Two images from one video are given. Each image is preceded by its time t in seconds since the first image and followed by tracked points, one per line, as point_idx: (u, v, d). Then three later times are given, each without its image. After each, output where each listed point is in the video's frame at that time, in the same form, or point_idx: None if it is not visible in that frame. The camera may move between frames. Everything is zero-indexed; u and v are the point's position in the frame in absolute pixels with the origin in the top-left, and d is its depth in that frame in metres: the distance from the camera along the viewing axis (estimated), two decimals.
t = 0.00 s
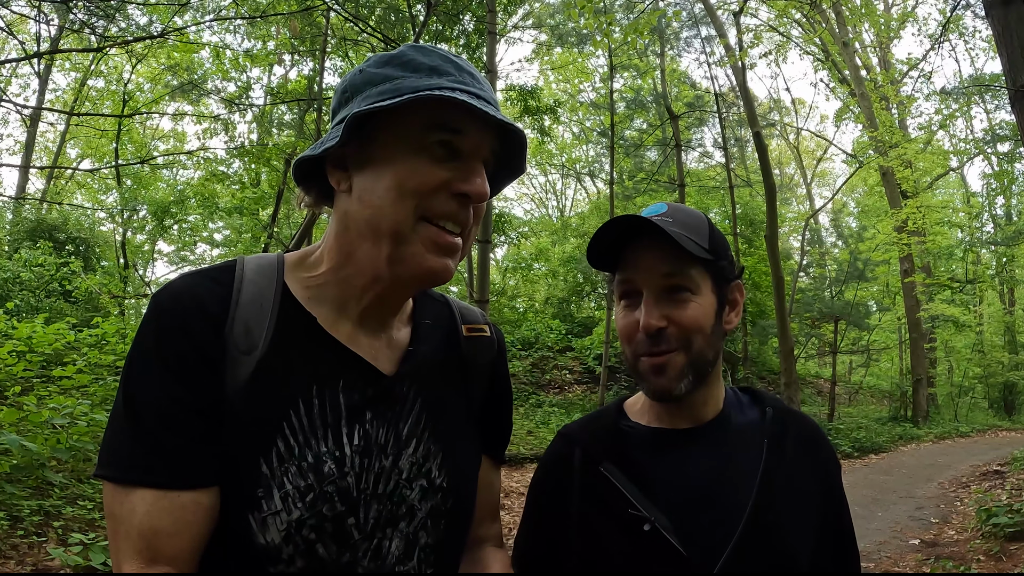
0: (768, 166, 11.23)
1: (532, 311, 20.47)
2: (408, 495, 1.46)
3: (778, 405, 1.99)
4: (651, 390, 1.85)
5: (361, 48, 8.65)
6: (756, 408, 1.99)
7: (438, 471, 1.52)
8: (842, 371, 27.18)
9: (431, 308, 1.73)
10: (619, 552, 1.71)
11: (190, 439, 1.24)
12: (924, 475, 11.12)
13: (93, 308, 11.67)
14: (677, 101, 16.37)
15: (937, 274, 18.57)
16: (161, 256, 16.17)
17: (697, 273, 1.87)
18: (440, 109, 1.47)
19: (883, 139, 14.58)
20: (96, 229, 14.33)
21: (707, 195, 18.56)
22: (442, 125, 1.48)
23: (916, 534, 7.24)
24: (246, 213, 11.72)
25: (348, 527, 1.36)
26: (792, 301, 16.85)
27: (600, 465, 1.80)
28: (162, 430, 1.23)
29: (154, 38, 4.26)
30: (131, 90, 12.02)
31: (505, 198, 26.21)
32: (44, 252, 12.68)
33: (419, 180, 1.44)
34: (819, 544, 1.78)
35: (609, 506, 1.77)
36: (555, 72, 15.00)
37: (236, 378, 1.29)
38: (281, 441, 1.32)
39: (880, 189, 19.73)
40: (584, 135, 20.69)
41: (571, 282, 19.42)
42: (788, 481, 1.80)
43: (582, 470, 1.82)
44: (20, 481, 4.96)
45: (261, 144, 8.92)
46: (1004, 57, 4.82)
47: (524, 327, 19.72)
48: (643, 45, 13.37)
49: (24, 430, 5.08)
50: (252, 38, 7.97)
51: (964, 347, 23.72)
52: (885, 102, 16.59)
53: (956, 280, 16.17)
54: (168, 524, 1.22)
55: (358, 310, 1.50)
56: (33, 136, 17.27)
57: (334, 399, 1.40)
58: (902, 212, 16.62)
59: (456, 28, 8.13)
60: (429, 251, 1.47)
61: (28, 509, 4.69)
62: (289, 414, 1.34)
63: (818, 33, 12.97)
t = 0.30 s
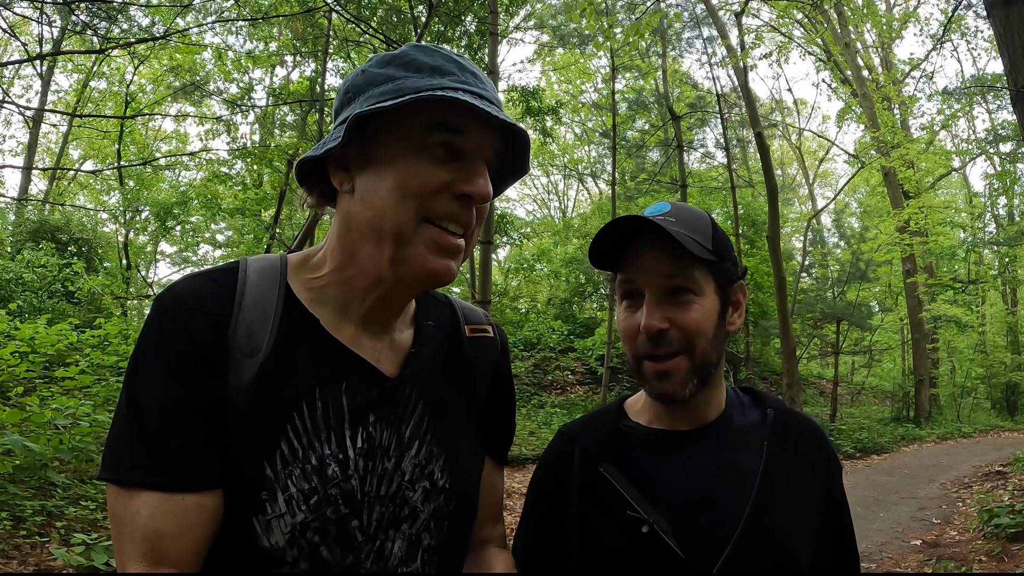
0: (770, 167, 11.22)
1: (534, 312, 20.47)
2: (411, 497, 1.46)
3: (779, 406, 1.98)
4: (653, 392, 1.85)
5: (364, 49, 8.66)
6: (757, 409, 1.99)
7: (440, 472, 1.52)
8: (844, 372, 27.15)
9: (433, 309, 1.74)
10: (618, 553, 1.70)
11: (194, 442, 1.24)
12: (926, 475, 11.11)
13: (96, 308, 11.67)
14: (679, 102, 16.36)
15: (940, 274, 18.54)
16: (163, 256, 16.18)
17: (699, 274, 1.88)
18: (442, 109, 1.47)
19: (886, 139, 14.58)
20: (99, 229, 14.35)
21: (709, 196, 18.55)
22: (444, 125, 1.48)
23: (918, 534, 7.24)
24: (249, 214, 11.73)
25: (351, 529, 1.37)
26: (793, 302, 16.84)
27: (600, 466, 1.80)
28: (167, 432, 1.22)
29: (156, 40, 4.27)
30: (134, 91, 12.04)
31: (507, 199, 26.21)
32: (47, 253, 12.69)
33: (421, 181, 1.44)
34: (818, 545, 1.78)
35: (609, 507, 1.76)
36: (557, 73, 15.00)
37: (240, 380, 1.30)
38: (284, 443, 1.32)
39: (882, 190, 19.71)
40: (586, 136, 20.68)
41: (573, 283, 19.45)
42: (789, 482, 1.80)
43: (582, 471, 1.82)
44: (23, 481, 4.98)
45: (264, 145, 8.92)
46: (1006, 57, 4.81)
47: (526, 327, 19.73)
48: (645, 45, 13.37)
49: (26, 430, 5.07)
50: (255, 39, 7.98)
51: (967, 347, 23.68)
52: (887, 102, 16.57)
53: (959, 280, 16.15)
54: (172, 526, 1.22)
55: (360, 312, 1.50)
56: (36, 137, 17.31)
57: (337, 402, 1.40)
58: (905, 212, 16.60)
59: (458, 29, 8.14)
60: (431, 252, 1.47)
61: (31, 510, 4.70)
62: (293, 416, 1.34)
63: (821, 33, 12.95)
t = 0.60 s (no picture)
0: (772, 167, 11.19)
1: (536, 312, 20.48)
2: (409, 494, 1.46)
3: (775, 405, 1.98)
4: (650, 391, 1.85)
5: (365, 50, 8.66)
6: (753, 408, 1.98)
7: (439, 469, 1.52)
8: (847, 372, 27.12)
9: (430, 307, 1.74)
10: (614, 551, 1.71)
11: (193, 439, 1.24)
12: (927, 475, 11.10)
13: (97, 309, 11.68)
14: (681, 102, 16.35)
15: (941, 274, 18.52)
16: (165, 257, 16.18)
17: (698, 274, 1.87)
18: (439, 108, 1.47)
19: (887, 139, 14.58)
20: (101, 230, 14.36)
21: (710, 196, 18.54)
22: (440, 124, 1.48)
23: (920, 535, 7.23)
24: (251, 215, 11.73)
25: (348, 526, 1.36)
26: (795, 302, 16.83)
27: (596, 465, 1.80)
28: (165, 430, 1.22)
29: (158, 41, 4.27)
30: (136, 92, 12.05)
31: (508, 199, 26.22)
32: (49, 254, 12.71)
33: (418, 180, 1.44)
34: (814, 543, 1.77)
35: (605, 505, 1.76)
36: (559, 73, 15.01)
37: (238, 377, 1.30)
38: (281, 440, 1.32)
39: (884, 190, 19.68)
40: (588, 137, 20.68)
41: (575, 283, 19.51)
42: (785, 479, 1.80)
43: (577, 469, 1.82)
44: (25, 481, 5.00)
45: (265, 146, 8.93)
46: (1006, 57, 4.80)
47: (528, 328, 19.73)
48: (647, 46, 13.35)
49: (29, 430, 5.08)
50: (256, 40, 7.98)
51: (969, 347, 23.64)
52: (889, 102, 16.55)
53: (961, 280, 16.12)
54: (169, 524, 1.21)
55: (358, 310, 1.50)
56: (39, 138, 17.34)
57: (335, 399, 1.40)
58: (906, 212, 16.58)
59: (460, 30, 8.15)
60: (428, 251, 1.47)
61: (32, 509, 4.70)
62: (290, 413, 1.34)
63: (822, 33, 12.93)
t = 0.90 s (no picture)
0: (774, 166, 11.19)
1: (537, 312, 20.50)
2: (412, 493, 1.46)
3: (773, 404, 1.97)
4: (649, 396, 1.85)
5: (366, 51, 8.68)
6: (750, 408, 1.99)
7: (441, 468, 1.52)
8: (848, 371, 27.11)
9: (431, 307, 1.74)
10: (613, 552, 1.70)
11: (195, 438, 1.25)
12: (929, 475, 11.09)
13: (100, 310, 11.71)
14: (682, 102, 16.34)
15: (943, 273, 18.50)
16: (167, 258, 16.22)
17: (698, 281, 1.87)
18: (439, 111, 1.47)
19: (889, 138, 14.57)
20: (103, 231, 14.38)
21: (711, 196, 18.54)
22: (440, 126, 1.48)
23: (921, 534, 7.21)
24: (252, 215, 11.75)
25: (350, 525, 1.36)
26: (796, 301, 16.83)
27: (594, 464, 1.80)
28: (168, 430, 1.22)
29: (159, 42, 4.28)
30: (137, 93, 12.06)
31: (509, 199, 26.23)
32: (51, 255, 12.73)
33: (418, 182, 1.44)
34: (809, 544, 1.77)
35: (603, 504, 1.76)
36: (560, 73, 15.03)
37: (239, 376, 1.30)
38: (283, 439, 1.33)
39: (885, 189, 19.67)
40: (589, 136, 20.68)
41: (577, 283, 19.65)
42: (781, 479, 1.80)
43: (576, 469, 1.81)
44: (28, 481, 5.00)
45: (267, 147, 8.93)
46: (1007, 56, 4.79)
47: (529, 328, 19.74)
48: (648, 46, 13.35)
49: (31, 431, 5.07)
50: (258, 41, 7.99)
51: (970, 347, 23.62)
52: (890, 101, 16.54)
53: (962, 279, 16.11)
54: (170, 523, 1.21)
55: (359, 311, 1.50)
56: (41, 140, 17.38)
57: (337, 398, 1.40)
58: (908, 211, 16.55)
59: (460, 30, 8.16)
60: (427, 253, 1.47)
61: (35, 510, 4.71)
62: (292, 412, 1.34)
63: (823, 33, 12.93)
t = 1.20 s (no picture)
0: (775, 165, 11.16)
1: (538, 311, 20.51)
2: (415, 494, 1.46)
3: (775, 405, 1.97)
4: (652, 398, 1.85)
5: (367, 51, 8.69)
6: (752, 408, 1.98)
7: (444, 469, 1.52)
8: (849, 370, 27.11)
9: (436, 307, 1.74)
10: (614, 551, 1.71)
11: (199, 438, 1.25)
12: (930, 474, 11.08)
13: (101, 309, 11.73)
14: (683, 101, 16.33)
15: (944, 272, 18.50)
16: (168, 258, 16.25)
17: (702, 281, 1.87)
18: (443, 110, 1.47)
19: (890, 137, 14.54)
20: (105, 231, 14.40)
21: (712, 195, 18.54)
22: (445, 126, 1.47)
23: (921, 533, 7.21)
24: (253, 215, 11.76)
25: (354, 526, 1.37)
26: (797, 300, 16.83)
27: (596, 465, 1.81)
28: (174, 430, 1.23)
29: (160, 42, 4.28)
30: (138, 93, 12.07)
31: (511, 199, 26.24)
32: (53, 255, 12.75)
33: (421, 182, 1.44)
34: (809, 543, 1.76)
35: (605, 504, 1.76)
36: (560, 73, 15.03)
37: (244, 378, 1.30)
38: (288, 440, 1.33)
39: (886, 188, 19.66)
40: (590, 136, 20.68)
41: (579, 283, 19.69)
42: (781, 478, 1.79)
43: (578, 468, 1.81)
44: (29, 481, 5.00)
45: (267, 146, 8.94)
46: (1008, 55, 4.79)
47: (530, 327, 19.74)
48: (649, 45, 13.34)
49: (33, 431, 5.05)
50: (259, 41, 7.99)
51: (972, 346, 23.60)
52: (891, 100, 16.52)
53: (963, 279, 16.10)
54: (175, 523, 1.21)
55: (364, 312, 1.51)
56: (43, 140, 17.41)
57: (341, 399, 1.40)
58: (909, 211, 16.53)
59: (461, 30, 8.17)
60: (432, 254, 1.47)
61: (37, 510, 4.71)
62: (297, 413, 1.34)
63: (824, 32, 12.92)
